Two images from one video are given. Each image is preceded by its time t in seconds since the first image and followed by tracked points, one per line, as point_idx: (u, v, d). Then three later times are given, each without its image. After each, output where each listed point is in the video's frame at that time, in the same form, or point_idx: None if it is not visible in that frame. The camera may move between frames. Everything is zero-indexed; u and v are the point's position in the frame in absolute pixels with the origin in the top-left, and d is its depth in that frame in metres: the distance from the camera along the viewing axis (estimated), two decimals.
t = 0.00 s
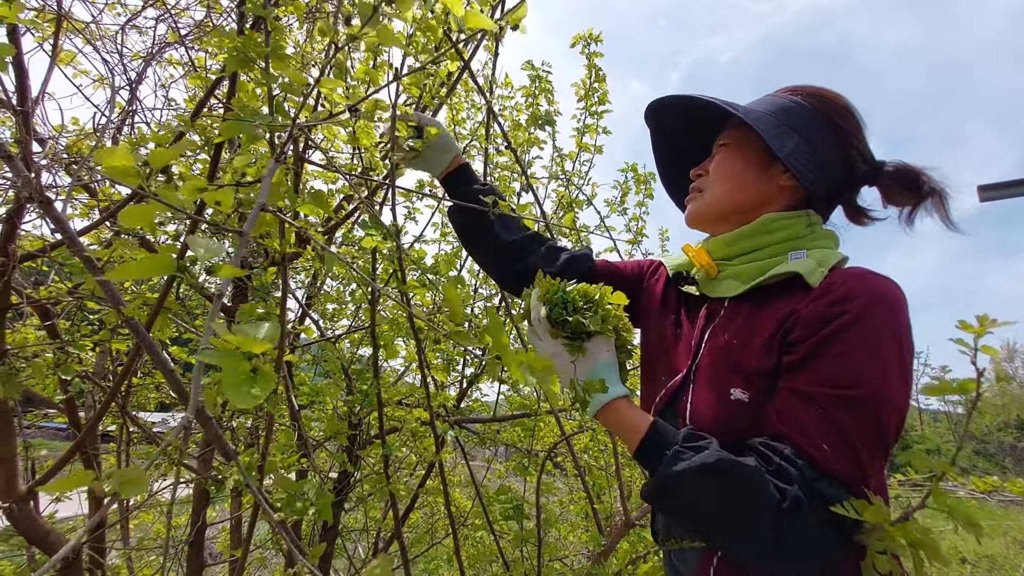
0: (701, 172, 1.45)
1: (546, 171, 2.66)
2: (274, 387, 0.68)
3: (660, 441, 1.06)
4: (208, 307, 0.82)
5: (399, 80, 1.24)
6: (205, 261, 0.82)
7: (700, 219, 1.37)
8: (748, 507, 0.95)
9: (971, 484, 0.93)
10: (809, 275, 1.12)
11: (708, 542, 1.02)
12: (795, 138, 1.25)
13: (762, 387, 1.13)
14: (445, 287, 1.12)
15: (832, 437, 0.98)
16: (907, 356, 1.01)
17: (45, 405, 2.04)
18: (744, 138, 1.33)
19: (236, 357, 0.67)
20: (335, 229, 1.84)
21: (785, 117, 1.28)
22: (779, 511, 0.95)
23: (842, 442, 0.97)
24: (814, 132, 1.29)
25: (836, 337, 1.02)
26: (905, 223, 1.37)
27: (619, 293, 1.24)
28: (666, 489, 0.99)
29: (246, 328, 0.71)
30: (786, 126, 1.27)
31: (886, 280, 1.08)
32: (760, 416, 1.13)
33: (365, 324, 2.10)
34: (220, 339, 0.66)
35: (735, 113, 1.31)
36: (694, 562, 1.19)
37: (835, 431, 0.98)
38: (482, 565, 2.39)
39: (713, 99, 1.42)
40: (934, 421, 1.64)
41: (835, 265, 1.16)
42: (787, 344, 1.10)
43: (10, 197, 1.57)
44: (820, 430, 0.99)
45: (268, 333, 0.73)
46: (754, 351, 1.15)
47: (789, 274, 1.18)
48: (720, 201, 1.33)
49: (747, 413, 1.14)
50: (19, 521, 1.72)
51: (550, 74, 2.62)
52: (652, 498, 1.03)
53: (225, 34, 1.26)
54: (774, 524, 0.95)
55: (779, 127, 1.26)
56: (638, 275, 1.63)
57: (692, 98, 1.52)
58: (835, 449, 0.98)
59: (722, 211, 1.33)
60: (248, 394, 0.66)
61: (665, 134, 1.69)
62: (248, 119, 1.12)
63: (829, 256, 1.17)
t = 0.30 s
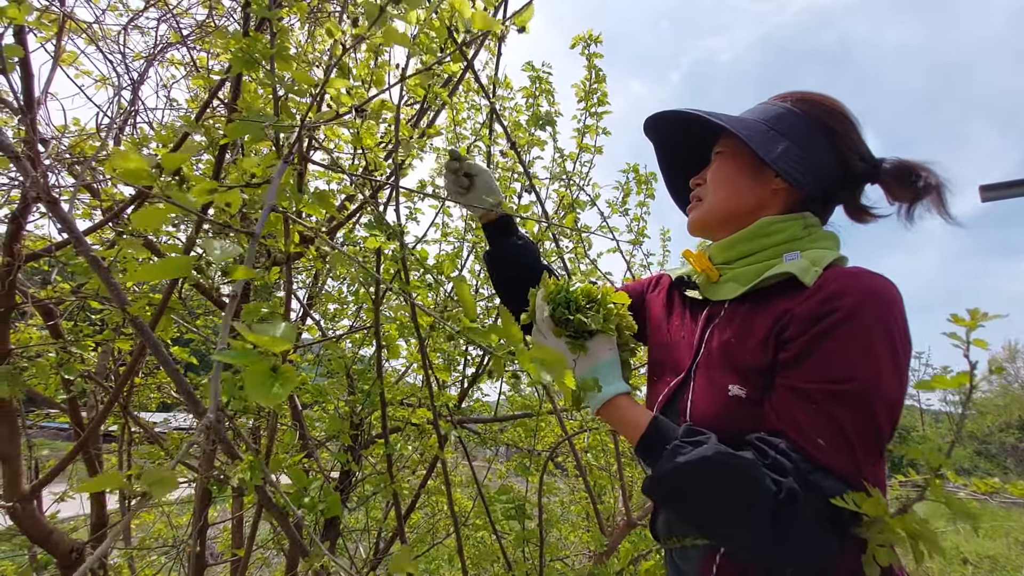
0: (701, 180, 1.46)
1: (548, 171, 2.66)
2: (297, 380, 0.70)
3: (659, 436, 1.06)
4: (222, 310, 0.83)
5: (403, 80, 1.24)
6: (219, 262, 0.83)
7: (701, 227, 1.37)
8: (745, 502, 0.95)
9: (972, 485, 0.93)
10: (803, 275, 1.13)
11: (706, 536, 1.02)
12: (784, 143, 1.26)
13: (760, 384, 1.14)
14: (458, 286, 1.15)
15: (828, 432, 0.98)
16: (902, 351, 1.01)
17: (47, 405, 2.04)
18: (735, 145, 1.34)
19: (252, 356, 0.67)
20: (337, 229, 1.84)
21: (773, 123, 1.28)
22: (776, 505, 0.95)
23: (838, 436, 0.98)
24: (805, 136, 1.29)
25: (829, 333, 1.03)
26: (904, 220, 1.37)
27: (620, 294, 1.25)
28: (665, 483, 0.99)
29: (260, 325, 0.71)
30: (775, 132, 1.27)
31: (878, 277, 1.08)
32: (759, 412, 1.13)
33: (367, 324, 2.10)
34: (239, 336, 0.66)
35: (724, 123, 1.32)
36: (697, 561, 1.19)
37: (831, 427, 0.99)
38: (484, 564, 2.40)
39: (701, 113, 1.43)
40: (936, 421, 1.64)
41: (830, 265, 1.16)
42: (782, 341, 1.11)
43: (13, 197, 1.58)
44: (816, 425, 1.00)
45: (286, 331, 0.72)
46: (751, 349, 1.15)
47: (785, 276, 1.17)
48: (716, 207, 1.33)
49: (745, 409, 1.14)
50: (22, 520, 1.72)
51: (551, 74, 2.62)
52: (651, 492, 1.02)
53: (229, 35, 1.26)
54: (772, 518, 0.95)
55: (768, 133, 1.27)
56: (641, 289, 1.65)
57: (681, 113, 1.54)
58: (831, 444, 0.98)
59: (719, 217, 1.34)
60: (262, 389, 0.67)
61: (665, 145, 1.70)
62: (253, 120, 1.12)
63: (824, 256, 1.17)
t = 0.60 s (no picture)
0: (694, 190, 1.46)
1: (548, 172, 2.66)
2: (286, 392, 0.68)
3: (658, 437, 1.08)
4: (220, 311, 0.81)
5: (403, 80, 1.24)
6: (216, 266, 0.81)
7: (695, 235, 1.38)
8: (739, 498, 0.95)
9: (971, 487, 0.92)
10: (792, 278, 1.13)
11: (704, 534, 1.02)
12: (770, 153, 1.27)
13: (753, 383, 1.14)
14: (450, 293, 1.11)
15: (819, 428, 0.98)
16: (891, 349, 1.01)
17: (46, 405, 2.03)
18: (723, 156, 1.34)
19: (244, 361, 0.66)
20: (337, 230, 1.84)
21: (759, 134, 1.29)
22: (771, 502, 0.95)
23: (829, 433, 0.98)
24: (791, 145, 1.30)
25: (819, 333, 1.03)
26: (891, 222, 1.39)
27: (616, 299, 1.24)
28: (662, 482, 0.99)
29: (252, 331, 0.69)
30: (761, 142, 1.28)
31: (866, 280, 1.08)
32: (753, 412, 1.13)
33: (366, 324, 2.10)
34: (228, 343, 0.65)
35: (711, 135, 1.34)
36: (700, 559, 1.18)
37: (822, 425, 0.99)
38: (484, 565, 2.39)
39: (691, 126, 1.46)
40: (935, 423, 1.64)
41: (819, 268, 1.16)
42: (774, 342, 1.10)
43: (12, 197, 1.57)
44: (807, 423, 0.99)
45: (278, 338, 0.69)
46: (745, 349, 1.15)
47: (776, 279, 1.17)
48: (707, 216, 1.34)
49: (740, 410, 1.14)
50: (21, 521, 1.72)
51: (551, 74, 2.62)
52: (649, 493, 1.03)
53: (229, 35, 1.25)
54: (768, 515, 0.95)
55: (753, 145, 1.28)
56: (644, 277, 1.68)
57: (671, 129, 1.56)
58: (822, 441, 0.98)
59: (710, 225, 1.34)
60: (251, 398, 0.65)
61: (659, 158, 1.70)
62: (254, 120, 1.12)
63: (812, 260, 1.17)
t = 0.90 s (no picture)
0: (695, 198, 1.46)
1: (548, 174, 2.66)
2: (271, 400, 0.68)
3: (678, 443, 1.07)
4: (212, 315, 0.81)
5: (404, 82, 1.24)
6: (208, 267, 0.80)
7: (695, 241, 1.37)
8: (763, 499, 0.96)
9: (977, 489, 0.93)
10: (801, 284, 1.13)
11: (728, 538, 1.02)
12: (773, 162, 1.27)
13: (767, 388, 1.13)
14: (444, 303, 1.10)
15: (838, 430, 0.97)
16: (898, 352, 1.04)
17: (46, 407, 2.03)
18: (726, 165, 1.35)
19: (231, 368, 0.66)
20: (337, 231, 1.83)
21: (762, 143, 1.30)
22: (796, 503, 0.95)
23: (848, 435, 0.97)
24: (791, 155, 1.31)
25: (834, 337, 1.03)
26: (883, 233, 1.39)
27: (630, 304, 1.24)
28: (687, 487, 1.00)
29: (241, 336, 0.68)
30: (764, 151, 1.28)
31: (872, 288, 1.11)
32: (768, 417, 1.12)
33: (367, 326, 2.10)
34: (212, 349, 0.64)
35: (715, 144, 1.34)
36: (708, 561, 1.17)
37: (841, 428, 0.98)
38: (484, 567, 2.39)
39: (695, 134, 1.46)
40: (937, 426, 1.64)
41: (826, 276, 1.17)
42: (788, 347, 1.10)
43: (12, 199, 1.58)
44: (826, 425, 0.98)
45: (267, 344, 0.68)
46: (758, 353, 1.14)
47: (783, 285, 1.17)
48: (711, 221, 1.34)
49: (754, 414, 1.13)
50: (20, 523, 1.72)
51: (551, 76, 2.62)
52: (673, 499, 1.03)
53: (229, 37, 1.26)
54: (793, 516, 0.95)
55: (756, 153, 1.28)
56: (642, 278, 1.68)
57: (675, 135, 1.57)
58: (841, 443, 0.97)
59: (713, 231, 1.34)
60: (237, 406, 0.66)
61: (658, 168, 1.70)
62: (255, 122, 1.12)
63: (820, 266, 1.17)
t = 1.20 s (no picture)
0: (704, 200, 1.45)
1: (550, 173, 2.65)
2: (273, 386, 0.69)
3: (692, 438, 1.06)
4: (215, 307, 0.80)
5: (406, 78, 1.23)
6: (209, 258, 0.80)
7: (706, 243, 1.37)
8: (778, 492, 0.94)
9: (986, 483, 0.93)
10: (814, 282, 1.13)
11: (744, 532, 1.00)
12: (785, 164, 1.26)
13: (780, 383, 1.13)
14: (445, 299, 1.10)
15: (853, 424, 0.97)
16: (913, 348, 1.03)
17: (47, 405, 2.03)
18: (735, 168, 1.34)
19: (230, 356, 0.66)
20: (339, 230, 1.83)
21: (773, 146, 1.29)
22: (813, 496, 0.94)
23: (863, 429, 0.97)
24: (801, 157, 1.30)
25: (850, 331, 1.02)
26: (891, 233, 1.36)
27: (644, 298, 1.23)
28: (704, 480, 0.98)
29: (240, 326, 0.69)
30: (775, 154, 1.27)
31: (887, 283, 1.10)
32: (781, 412, 1.11)
33: (368, 324, 2.10)
34: (214, 339, 0.65)
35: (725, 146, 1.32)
36: (716, 562, 1.15)
37: (856, 422, 0.97)
38: (485, 566, 2.39)
39: (703, 136, 1.45)
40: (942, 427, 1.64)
41: (837, 274, 1.17)
42: (801, 342, 1.09)
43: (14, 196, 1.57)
44: (842, 419, 0.98)
45: (267, 334, 0.69)
46: (772, 349, 1.13)
47: (796, 284, 1.17)
48: (722, 222, 1.33)
49: (766, 410, 1.12)
50: (21, 520, 1.72)
51: (553, 75, 2.62)
52: (689, 493, 1.01)
53: (232, 34, 1.25)
54: (808, 509, 0.94)
55: (768, 156, 1.27)
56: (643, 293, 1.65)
57: (681, 139, 1.55)
58: (856, 437, 0.97)
59: (726, 232, 1.33)
60: (237, 393, 0.65)
61: (663, 171, 1.69)
62: (258, 119, 1.12)
63: (831, 265, 1.18)
